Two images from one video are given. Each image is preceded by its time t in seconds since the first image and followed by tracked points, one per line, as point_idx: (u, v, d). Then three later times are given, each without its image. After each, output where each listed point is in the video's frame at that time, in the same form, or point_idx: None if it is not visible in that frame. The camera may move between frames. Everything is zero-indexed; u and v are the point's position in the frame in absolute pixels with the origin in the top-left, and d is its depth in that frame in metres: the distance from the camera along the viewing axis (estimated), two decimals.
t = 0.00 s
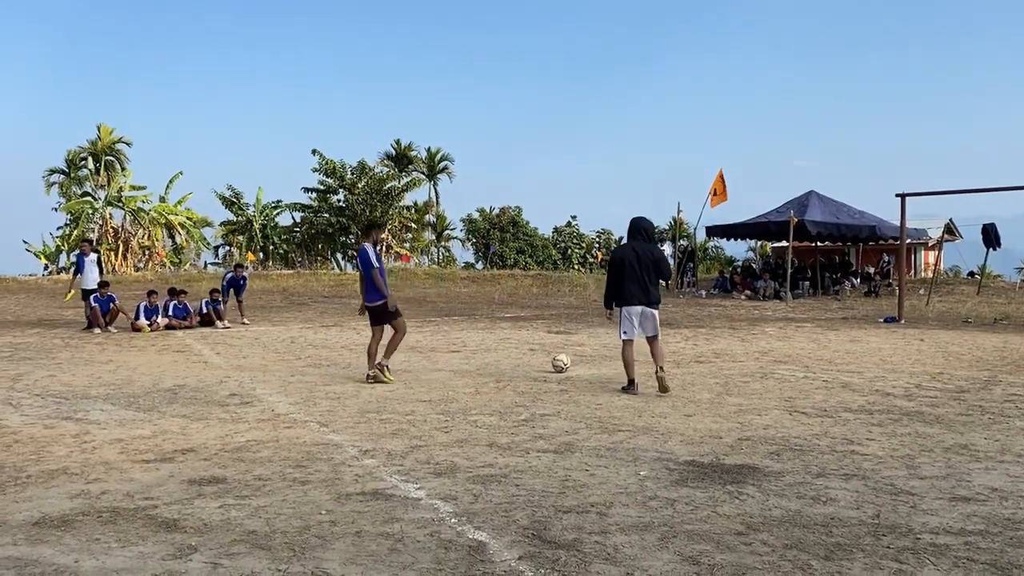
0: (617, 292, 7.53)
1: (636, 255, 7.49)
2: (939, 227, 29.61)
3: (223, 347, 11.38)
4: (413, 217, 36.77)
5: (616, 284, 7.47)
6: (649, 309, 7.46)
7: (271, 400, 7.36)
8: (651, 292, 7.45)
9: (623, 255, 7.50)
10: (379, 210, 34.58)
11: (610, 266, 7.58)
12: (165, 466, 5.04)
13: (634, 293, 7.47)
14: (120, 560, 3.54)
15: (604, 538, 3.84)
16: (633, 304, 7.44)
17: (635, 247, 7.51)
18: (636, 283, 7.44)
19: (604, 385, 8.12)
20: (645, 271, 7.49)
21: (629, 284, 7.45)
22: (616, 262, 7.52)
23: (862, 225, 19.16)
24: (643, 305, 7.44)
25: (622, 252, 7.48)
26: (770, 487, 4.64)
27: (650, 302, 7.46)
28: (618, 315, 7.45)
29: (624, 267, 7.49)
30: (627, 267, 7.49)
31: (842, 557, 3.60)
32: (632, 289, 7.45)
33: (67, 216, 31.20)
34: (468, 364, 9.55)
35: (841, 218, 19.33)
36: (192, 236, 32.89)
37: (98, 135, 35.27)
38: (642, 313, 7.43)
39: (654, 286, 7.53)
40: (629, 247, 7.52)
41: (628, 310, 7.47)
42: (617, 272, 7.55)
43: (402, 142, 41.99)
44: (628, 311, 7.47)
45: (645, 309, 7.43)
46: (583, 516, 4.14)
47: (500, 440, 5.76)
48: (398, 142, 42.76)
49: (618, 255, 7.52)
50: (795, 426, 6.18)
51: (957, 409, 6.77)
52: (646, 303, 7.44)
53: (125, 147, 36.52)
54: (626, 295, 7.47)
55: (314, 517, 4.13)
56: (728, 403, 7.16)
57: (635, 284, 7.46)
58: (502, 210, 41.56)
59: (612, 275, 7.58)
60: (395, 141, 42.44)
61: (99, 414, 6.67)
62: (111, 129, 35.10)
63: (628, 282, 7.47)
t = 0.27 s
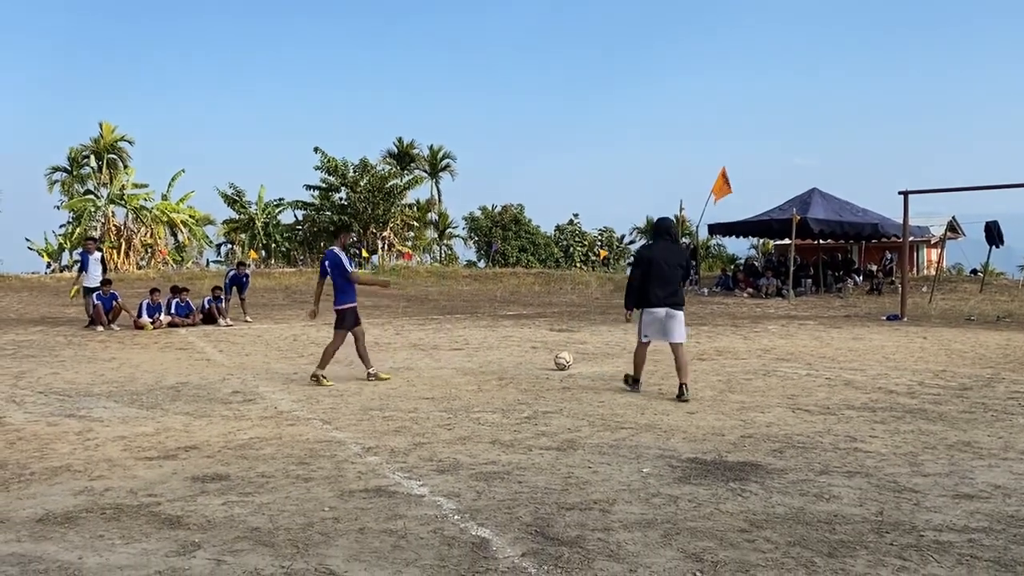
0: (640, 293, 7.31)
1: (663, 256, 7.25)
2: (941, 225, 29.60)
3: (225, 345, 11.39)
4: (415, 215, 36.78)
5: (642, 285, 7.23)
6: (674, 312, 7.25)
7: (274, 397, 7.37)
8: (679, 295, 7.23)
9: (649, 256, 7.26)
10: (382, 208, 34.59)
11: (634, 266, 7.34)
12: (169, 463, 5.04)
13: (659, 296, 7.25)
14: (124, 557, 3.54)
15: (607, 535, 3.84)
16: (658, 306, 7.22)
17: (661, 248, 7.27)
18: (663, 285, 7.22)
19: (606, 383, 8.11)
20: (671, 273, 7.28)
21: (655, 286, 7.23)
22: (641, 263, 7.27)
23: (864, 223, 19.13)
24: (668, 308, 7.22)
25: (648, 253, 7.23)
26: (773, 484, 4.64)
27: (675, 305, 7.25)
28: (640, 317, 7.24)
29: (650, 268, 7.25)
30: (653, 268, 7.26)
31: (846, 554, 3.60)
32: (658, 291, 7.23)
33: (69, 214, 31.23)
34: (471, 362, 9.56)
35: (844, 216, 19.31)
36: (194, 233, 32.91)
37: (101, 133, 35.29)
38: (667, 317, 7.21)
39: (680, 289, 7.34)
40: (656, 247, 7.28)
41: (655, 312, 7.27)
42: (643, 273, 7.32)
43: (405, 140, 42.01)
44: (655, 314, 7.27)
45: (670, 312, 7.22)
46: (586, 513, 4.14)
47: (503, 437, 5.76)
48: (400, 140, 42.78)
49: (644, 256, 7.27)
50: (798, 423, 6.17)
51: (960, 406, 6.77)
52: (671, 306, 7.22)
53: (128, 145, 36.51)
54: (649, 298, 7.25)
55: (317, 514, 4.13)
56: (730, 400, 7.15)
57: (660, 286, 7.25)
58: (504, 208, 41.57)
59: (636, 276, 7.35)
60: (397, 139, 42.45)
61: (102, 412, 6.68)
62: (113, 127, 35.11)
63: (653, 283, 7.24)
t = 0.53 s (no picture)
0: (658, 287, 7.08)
1: (685, 249, 7.04)
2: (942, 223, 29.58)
3: (227, 343, 11.39)
4: (416, 213, 36.79)
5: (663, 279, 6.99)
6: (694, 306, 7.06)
7: (275, 395, 7.38)
8: (699, 289, 7.06)
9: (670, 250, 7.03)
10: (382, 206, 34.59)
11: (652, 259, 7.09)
12: (170, 461, 5.05)
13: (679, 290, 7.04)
14: (126, 554, 3.55)
15: (608, 533, 3.84)
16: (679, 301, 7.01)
17: (682, 241, 7.07)
18: (684, 279, 7.01)
19: (608, 381, 8.12)
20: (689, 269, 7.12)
21: (676, 280, 7.01)
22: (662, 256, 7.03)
23: (866, 221, 19.13)
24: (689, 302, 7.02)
25: (669, 246, 7.01)
26: (774, 482, 4.64)
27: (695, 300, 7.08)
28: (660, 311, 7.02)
29: (670, 261, 7.03)
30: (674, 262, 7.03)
31: (846, 552, 3.60)
32: (679, 285, 7.01)
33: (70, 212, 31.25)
34: (472, 360, 9.56)
35: (845, 214, 19.31)
36: (195, 232, 32.92)
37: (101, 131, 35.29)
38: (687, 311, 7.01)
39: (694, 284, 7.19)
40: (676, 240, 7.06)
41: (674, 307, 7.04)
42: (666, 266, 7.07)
43: (406, 138, 42.01)
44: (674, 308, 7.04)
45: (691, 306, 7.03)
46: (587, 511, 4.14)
47: (504, 436, 5.76)
48: (401, 139, 42.79)
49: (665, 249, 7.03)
50: (799, 421, 6.18)
51: (961, 404, 6.77)
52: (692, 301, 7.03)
53: (129, 143, 36.50)
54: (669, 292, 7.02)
55: (318, 511, 4.13)
56: (732, 398, 7.16)
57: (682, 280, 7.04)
58: (505, 206, 41.59)
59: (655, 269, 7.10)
60: (398, 137, 42.45)
61: (104, 409, 6.69)
62: (114, 125, 35.12)
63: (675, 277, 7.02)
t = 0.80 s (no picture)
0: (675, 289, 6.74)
1: (704, 250, 6.77)
2: (943, 223, 29.58)
3: (228, 341, 11.41)
4: (416, 212, 36.80)
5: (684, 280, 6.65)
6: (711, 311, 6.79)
7: (277, 393, 7.38)
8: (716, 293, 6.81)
9: (689, 250, 6.74)
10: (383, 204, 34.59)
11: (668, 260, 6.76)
12: (172, 459, 5.06)
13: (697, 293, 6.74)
14: (129, 552, 3.55)
15: (611, 531, 3.85)
16: (698, 303, 6.70)
17: (699, 242, 6.80)
18: (705, 280, 6.71)
19: (610, 380, 8.13)
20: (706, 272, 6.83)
21: (696, 282, 6.70)
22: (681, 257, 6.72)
23: (866, 221, 19.13)
24: (707, 306, 6.74)
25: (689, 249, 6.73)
26: (776, 480, 4.64)
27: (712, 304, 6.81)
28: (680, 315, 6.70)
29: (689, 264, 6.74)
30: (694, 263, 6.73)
31: (849, 551, 3.60)
32: (698, 287, 6.71)
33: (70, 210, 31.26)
34: (473, 358, 9.58)
35: (846, 213, 19.30)
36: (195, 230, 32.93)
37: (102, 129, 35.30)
38: (706, 315, 6.73)
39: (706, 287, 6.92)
40: (694, 241, 6.79)
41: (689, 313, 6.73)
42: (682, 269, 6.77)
43: (406, 136, 42.02)
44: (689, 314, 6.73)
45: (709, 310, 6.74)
46: (589, 510, 4.14)
47: (506, 434, 5.77)
48: (401, 137, 42.81)
49: (683, 250, 6.73)
50: (800, 420, 6.18)
51: (962, 404, 6.77)
52: (710, 305, 6.74)
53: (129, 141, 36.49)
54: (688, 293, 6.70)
55: (321, 509, 4.13)
56: (733, 397, 7.17)
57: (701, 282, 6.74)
58: (505, 204, 41.61)
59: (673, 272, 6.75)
60: (398, 136, 42.46)
61: (105, 407, 6.69)
62: (114, 123, 35.12)
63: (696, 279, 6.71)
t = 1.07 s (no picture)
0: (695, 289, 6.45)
1: (721, 247, 6.53)
2: (942, 223, 29.60)
3: (228, 340, 11.40)
4: (416, 211, 36.80)
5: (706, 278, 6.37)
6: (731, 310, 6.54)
7: (277, 392, 7.38)
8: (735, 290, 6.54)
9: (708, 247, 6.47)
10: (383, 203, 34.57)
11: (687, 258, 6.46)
12: (173, 458, 5.05)
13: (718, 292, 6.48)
14: (131, 550, 3.55)
15: (612, 531, 3.85)
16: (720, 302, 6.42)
17: (716, 240, 6.55)
18: (726, 278, 6.46)
19: (610, 379, 8.13)
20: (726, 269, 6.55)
21: (717, 280, 6.43)
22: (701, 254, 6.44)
23: (866, 221, 19.13)
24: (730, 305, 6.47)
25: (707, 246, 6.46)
26: (777, 480, 4.65)
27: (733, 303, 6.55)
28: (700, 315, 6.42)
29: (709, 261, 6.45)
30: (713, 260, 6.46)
31: (850, 551, 3.61)
32: (720, 286, 6.45)
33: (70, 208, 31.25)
34: (474, 358, 9.58)
35: (846, 213, 19.30)
36: (195, 228, 32.92)
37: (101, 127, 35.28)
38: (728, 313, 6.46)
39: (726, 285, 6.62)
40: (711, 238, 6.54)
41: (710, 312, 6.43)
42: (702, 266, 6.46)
43: (406, 135, 42.03)
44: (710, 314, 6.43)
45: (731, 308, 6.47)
46: (591, 509, 4.14)
47: (507, 433, 5.76)
48: (401, 136, 42.80)
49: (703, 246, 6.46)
50: (801, 420, 6.19)
51: (962, 404, 6.77)
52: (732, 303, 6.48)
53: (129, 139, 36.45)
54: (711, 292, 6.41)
55: (323, 508, 4.14)
56: (733, 397, 7.17)
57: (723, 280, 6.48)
58: (505, 204, 41.63)
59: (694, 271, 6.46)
60: (398, 135, 42.47)
61: (106, 406, 6.69)
62: (114, 121, 35.10)
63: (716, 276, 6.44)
